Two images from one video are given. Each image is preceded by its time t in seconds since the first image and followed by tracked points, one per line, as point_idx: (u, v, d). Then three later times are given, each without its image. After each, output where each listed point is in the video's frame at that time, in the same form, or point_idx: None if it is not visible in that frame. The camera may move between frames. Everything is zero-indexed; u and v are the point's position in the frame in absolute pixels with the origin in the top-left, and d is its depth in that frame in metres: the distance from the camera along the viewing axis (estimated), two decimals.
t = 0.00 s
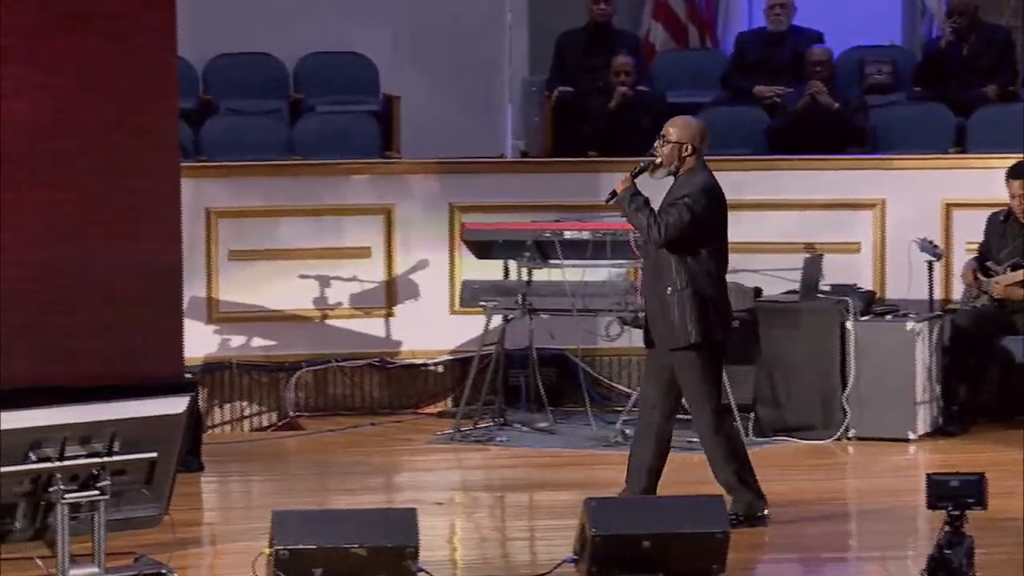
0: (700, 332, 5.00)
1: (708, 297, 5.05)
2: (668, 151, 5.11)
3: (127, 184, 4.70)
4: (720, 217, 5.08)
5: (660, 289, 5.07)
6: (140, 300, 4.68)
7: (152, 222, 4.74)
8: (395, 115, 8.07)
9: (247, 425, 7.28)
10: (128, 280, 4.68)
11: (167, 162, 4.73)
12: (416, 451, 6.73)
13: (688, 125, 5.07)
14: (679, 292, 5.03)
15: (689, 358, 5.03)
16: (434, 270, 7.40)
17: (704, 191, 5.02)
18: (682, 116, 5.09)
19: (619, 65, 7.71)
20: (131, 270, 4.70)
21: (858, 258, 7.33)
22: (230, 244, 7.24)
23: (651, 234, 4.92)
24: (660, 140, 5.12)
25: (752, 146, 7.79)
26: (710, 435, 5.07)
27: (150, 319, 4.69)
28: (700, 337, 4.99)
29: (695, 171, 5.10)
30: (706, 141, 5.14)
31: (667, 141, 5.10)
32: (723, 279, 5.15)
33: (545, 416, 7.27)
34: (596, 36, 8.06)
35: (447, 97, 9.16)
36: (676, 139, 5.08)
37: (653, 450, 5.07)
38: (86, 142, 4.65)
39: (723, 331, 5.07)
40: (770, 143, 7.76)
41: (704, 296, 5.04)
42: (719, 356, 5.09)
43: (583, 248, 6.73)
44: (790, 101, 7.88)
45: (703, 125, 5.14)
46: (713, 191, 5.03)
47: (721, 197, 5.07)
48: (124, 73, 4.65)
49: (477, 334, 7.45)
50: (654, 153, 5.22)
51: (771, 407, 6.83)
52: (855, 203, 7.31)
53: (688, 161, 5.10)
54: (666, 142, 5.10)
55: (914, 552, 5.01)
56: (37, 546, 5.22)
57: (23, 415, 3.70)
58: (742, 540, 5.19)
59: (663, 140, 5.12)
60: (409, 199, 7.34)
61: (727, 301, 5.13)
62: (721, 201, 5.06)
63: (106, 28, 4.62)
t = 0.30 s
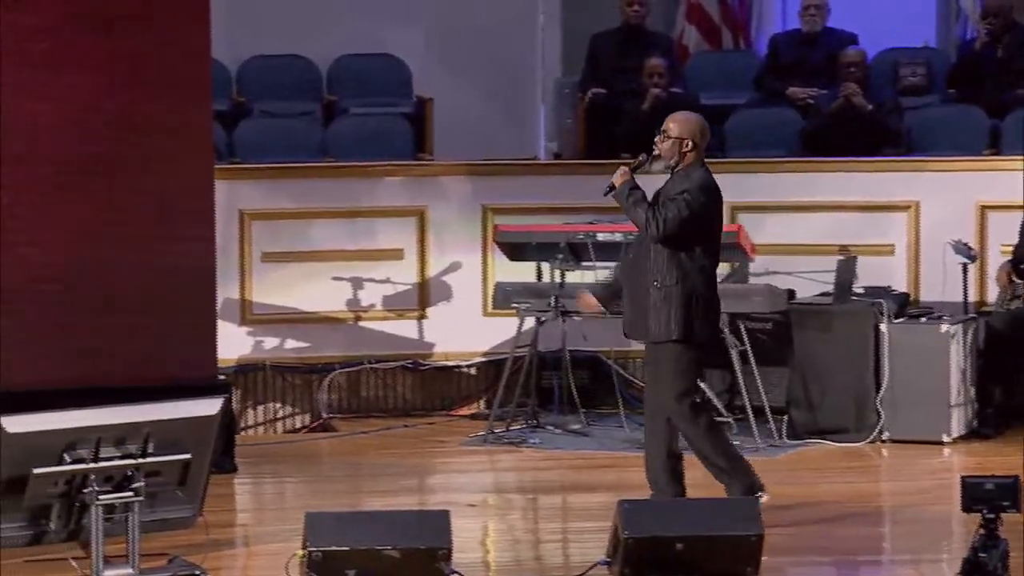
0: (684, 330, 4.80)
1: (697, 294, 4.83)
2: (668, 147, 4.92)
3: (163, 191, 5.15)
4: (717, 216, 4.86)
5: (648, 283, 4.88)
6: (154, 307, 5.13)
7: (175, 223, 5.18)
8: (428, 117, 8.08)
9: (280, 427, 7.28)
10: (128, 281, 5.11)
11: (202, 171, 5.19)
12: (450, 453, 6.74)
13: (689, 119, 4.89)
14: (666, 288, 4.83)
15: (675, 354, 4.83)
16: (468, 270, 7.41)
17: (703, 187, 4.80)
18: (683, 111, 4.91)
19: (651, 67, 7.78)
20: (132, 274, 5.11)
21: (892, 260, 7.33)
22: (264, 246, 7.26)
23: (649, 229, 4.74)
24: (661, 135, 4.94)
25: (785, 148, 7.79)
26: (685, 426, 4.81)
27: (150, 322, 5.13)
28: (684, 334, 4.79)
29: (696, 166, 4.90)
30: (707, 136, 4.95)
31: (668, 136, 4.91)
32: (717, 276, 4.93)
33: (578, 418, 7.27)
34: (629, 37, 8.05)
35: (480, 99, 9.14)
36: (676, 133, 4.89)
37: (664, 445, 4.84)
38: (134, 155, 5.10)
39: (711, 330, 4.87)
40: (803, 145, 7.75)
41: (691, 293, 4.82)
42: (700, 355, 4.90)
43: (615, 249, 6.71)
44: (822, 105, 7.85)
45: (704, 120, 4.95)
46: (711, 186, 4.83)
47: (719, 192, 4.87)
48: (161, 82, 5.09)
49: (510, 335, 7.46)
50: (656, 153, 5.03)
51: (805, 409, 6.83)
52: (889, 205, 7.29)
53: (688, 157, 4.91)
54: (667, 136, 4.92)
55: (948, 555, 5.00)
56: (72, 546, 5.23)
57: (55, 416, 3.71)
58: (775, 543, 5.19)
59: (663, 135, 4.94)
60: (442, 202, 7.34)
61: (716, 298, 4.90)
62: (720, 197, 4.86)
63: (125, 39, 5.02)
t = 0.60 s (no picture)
0: (691, 326, 4.78)
1: (702, 288, 4.80)
2: (662, 143, 4.86)
3: (172, 195, 5.97)
4: (717, 209, 4.82)
5: (650, 279, 4.82)
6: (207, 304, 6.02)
7: (164, 229, 5.97)
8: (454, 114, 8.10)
9: (306, 423, 7.27)
10: (187, 281, 5.99)
11: (205, 172, 6.00)
12: (476, 449, 6.74)
13: (684, 116, 4.83)
14: (670, 282, 4.78)
15: (678, 351, 4.81)
16: (495, 266, 7.42)
17: (702, 182, 4.77)
18: (676, 107, 4.85)
19: (679, 63, 7.80)
20: (188, 275, 6.00)
21: (919, 257, 7.32)
22: (291, 242, 7.26)
23: (651, 225, 4.69)
24: (655, 131, 4.88)
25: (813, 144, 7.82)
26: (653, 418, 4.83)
27: (150, 321, 5.93)
28: (692, 330, 4.78)
29: (692, 162, 4.84)
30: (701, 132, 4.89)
31: (662, 132, 4.86)
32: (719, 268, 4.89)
33: (604, 415, 7.27)
34: (656, 35, 8.04)
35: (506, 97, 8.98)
36: (671, 130, 4.83)
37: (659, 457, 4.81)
38: (128, 160, 5.91)
39: (713, 323, 4.85)
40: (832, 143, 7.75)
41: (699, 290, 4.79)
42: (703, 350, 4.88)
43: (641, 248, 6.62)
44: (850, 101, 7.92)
45: (698, 116, 4.89)
46: (711, 182, 4.80)
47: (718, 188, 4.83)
48: (168, 89, 5.92)
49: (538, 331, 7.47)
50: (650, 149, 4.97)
51: (831, 406, 6.80)
52: (917, 202, 7.29)
53: (684, 153, 4.85)
54: (662, 133, 4.86)
55: (977, 553, 4.99)
56: (99, 542, 5.24)
57: (80, 413, 3.71)
58: (803, 540, 5.19)
59: (658, 131, 4.87)
60: (469, 198, 7.36)
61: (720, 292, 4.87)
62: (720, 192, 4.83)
63: (127, 47, 5.84)
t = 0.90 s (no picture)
0: (681, 332, 4.91)
1: (693, 296, 4.93)
2: (656, 148, 4.97)
3: (183, 195, 6.06)
4: (710, 214, 4.93)
5: (645, 286, 4.97)
6: (214, 304, 6.09)
7: (194, 229, 6.08)
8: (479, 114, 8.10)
9: (331, 423, 7.28)
10: (194, 281, 6.08)
11: (219, 173, 6.09)
12: (501, 449, 6.74)
13: (678, 120, 4.93)
14: (663, 290, 4.92)
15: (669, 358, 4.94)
16: (520, 267, 7.42)
17: (694, 188, 4.88)
18: (672, 111, 4.95)
19: (704, 62, 7.80)
20: (196, 275, 6.08)
21: (945, 257, 7.31)
22: (315, 242, 7.26)
23: (640, 231, 4.83)
24: (649, 137, 4.99)
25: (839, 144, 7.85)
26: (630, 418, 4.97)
27: (170, 319, 6.05)
28: (681, 337, 4.90)
29: (685, 166, 4.94)
30: (696, 136, 4.99)
31: (658, 136, 4.96)
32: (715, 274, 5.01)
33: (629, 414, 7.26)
34: (679, 35, 8.02)
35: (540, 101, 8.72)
36: (665, 135, 4.94)
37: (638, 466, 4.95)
38: (137, 161, 6.02)
39: (706, 329, 4.97)
40: (856, 141, 7.82)
41: (689, 297, 4.92)
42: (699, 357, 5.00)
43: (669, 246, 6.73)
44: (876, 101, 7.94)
45: (692, 121, 4.99)
46: (703, 187, 4.91)
47: (711, 194, 4.94)
48: (178, 89, 6.02)
49: (563, 331, 7.47)
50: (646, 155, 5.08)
51: (856, 406, 6.78)
52: (942, 201, 7.28)
53: (678, 157, 4.95)
54: (657, 137, 4.96)
55: (1002, 553, 4.98)
56: (123, 542, 5.24)
57: (105, 412, 3.71)
58: (828, 541, 5.18)
59: (653, 135, 4.98)
60: (493, 197, 7.35)
61: (714, 299, 4.99)
62: (712, 198, 4.94)
63: (133, 49, 5.96)
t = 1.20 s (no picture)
0: (660, 338, 4.86)
1: (676, 302, 4.89)
2: (650, 153, 4.95)
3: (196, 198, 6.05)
4: (697, 221, 4.90)
5: (628, 291, 4.93)
6: (234, 306, 6.09)
7: (216, 229, 6.07)
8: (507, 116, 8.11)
9: (360, 424, 7.31)
10: (207, 284, 6.07)
11: (241, 174, 6.08)
12: (529, 450, 6.74)
13: (673, 125, 4.92)
14: (646, 295, 4.88)
15: (647, 364, 4.90)
16: (548, 268, 7.41)
17: (681, 194, 4.85)
18: (667, 117, 4.95)
19: (733, 64, 7.72)
20: (209, 277, 6.07)
21: (973, 257, 7.29)
22: (344, 243, 7.28)
23: (625, 236, 4.78)
24: (643, 142, 4.98)
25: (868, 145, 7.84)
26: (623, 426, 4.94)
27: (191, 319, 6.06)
28: (660, 342, 4.85)
29: (677, 173, 4.92)
30: (691, 144, 4.97)
31: (651, 142, 4.95)
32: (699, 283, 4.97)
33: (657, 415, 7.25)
34: (708, 36, 8.01)
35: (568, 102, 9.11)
36: (658, 139, 4.93)
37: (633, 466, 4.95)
38: (154, 162, 6.02)
39: (688, 337, 4.92)
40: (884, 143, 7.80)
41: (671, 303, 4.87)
42: (679, 365, 4.95)
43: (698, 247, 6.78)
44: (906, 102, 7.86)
45: (687, 129, 4.98)
46: (690, 195, 4.87)
47: (700, 202, 4.90)
48: (196, 90, 6.02)
49: (591, 332, 7.44)
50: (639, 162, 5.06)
51: (885, 408, 6.75)
52: (973, 203, 7.25)
53: (670, 163, 4.93)
54: (650, 143, 4.96)
55: None
56: (152, 541, 5.24)
57: (134, 412, 3.71)
58: (858, 542, 5.17)
59: (647, 141, 4.97)
60: (521, 198, 7.36)
61: (696, 307, 4.94)
62: (700, 206, 4.90)
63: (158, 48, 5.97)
